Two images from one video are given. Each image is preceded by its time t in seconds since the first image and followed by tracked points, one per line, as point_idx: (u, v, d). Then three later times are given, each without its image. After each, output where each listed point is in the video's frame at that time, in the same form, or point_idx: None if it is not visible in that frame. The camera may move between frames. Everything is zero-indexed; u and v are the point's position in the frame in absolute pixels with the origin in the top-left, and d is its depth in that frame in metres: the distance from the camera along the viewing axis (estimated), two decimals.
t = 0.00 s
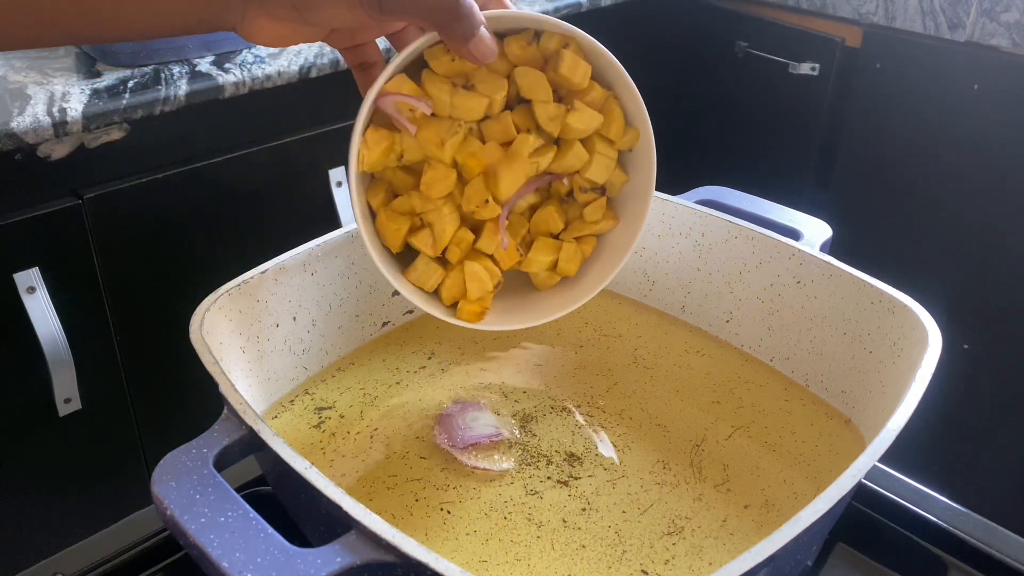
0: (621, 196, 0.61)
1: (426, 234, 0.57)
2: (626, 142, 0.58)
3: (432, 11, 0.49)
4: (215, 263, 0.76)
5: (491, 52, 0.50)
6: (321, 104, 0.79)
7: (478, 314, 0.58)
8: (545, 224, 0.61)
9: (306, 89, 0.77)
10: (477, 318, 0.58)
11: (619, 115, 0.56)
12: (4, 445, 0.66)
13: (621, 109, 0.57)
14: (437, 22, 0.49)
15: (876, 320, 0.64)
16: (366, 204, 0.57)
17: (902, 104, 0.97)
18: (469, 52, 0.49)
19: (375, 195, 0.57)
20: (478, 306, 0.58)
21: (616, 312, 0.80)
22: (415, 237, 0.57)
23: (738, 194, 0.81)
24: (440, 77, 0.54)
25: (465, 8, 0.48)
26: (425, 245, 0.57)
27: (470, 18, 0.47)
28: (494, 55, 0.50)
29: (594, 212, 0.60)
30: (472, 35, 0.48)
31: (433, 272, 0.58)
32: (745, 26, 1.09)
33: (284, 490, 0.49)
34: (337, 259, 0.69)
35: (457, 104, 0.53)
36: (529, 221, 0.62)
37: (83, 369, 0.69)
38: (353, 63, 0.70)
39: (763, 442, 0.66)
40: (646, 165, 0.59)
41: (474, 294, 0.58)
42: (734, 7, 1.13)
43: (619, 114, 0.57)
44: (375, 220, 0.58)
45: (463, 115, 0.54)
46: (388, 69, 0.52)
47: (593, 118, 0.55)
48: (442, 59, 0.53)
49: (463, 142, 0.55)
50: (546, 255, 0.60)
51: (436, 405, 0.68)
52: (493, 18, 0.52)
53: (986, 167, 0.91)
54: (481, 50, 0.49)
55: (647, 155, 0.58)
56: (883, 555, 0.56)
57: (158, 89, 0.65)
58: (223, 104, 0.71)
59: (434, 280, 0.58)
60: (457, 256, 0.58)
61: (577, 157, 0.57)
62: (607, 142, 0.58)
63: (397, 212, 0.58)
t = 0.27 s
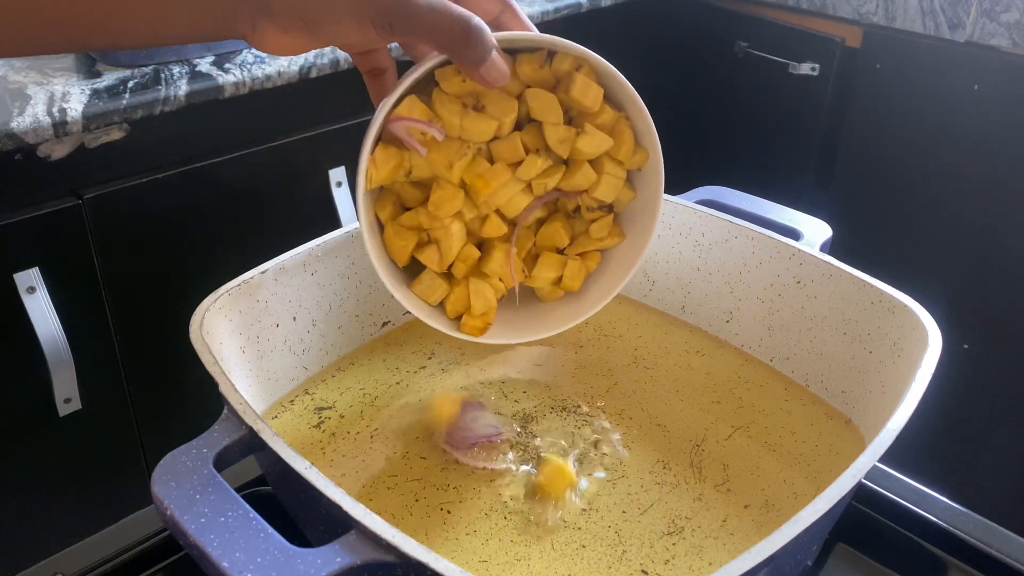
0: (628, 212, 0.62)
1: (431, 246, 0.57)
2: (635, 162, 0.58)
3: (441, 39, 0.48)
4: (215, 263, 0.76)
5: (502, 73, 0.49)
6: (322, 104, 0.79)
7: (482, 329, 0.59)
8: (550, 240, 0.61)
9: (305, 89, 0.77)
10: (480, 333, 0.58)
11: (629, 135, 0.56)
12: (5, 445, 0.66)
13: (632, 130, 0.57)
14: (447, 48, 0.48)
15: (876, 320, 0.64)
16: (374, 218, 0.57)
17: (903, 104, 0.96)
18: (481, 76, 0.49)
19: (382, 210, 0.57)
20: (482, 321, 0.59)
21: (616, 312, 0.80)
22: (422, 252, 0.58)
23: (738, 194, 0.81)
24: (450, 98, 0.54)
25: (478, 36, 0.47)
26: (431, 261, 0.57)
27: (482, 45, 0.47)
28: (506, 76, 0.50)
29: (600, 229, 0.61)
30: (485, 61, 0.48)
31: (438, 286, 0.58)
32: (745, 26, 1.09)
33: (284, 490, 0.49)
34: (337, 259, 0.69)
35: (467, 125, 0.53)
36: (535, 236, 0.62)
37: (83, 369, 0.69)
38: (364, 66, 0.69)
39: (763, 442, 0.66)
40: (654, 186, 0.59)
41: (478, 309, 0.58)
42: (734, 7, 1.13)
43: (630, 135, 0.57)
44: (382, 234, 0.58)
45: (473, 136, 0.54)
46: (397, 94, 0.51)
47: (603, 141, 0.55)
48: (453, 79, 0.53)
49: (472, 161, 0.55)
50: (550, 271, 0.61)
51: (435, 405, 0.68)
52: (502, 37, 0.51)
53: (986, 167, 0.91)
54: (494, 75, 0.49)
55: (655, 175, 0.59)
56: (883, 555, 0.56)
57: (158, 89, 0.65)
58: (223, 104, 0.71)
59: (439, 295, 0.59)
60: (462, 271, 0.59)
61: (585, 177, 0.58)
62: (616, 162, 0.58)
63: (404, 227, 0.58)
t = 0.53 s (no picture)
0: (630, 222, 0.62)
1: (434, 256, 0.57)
2: (641, 175, 0.58)
3: (445, 51, 0.47)
4: (215, 263, 0.76)
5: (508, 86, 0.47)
6: (322, 104, 0.79)
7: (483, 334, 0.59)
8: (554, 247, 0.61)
9: (306, 89, 0.77)
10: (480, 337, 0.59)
11: (636, 149, 0.57)
12: (5, 445, 0.66)
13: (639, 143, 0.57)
14: (451, 60, 0.47)
15: (876, 320, 0.64)
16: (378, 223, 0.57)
17: (903, 104, 0.96)
18: (486, 90, 0.48)
19: (387, 214, 0.57)
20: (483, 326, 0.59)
21: (616, 312, 0.80)
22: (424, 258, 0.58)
23: (738, 194, 0.81)
24: (456, 109, 0.54)
25: (482, 47, 0.46)
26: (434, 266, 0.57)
27: (488, 57, 0.46)
28: (512, 93, 0.48)
29: (603, 238, 0.61)
30: (490, 73, 0.46)
31: (439, 291, 0.58)
32: (745, 26, 1.09)
33: (284, 490, 0.49)
34: (337, 259, 0.69)
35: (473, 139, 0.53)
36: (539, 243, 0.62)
37: (83, 369, 0.69)
38: (372, 63, 0.69)
39: (763, 442, 0.66)
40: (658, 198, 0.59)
41: (478, 313, 0.58)
42: (734, 7, 1.13)
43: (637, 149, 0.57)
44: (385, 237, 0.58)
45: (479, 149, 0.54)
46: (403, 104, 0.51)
47: (610, 156, 0.56)
48: (459, 92, 0.52)
49: (477, 173, 0.55)
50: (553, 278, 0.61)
51: (435, 405, 0.68)
52: (505, 51, 0.50)
53: (986, 167, 0.91)
54: (500, 88, 0.47)
55: (660, 188, 0.59)
56: (883, 555, 0.56)
57: (158, 89, 0.65)
58: (223, 104, 0.71)
59: (440, 299, 0.59)
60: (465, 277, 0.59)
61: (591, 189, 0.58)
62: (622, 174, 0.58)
63: (408, 232, 0.57)
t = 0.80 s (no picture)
0: (631, 236, 0.62)
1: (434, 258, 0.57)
2: (642, 187, 0.58)
3: (446, 60, 0.47)
4: (215, 263, 0.76)
5: (510, 96, 0.48)
6: (322, 104, 0.79)
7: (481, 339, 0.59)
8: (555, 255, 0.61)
9: (306, 89, 0.77)
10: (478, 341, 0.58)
11: (639, 164, 0.57)
12: (5, 444, 0.66)
13: (642, 157, 0.57)
14: (452, 68, 0.47)
15: (876, 320, 0.64)
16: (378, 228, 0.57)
17: (903, 103, 0.96)
18: (488, 96, 0.48)
19: (387, 220, 0.57)
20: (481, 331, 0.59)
21: (617, 312, 0.80)
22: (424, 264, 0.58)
23: (737, 194, 0.81)
24: (456, 121, 0.54)
25: (483, 55, 0.47)
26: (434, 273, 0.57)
27: (489, 63, 0.46)
28: (513, 99, 0.49)
29: (603, 249, 0.61)
30: (491, 81, 0.47)
31: (438, 296, 0.58)
32: (745, 26, 1.09)
33: (284, 490, 0.49)
34: (337, 258, 0.69)
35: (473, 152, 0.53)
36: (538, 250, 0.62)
37: (83, 369, 0.69)
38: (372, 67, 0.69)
39: (763, 442, 0.66)
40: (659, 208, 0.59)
41: (477, 318, 0.58)
42: (734, 7, 1.13)
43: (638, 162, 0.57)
44: (386, 242, 0.58)
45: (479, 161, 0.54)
46: (406, 107, 0.50)
47: (612, 171, 0.56)
48: (459, 104, 0.52)
49: (477, 186, 0.56)
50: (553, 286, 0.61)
51: (435, 405, 0.68)
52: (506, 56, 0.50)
53: (986, 167, 0.91)
54: (501, 95, 0.48)
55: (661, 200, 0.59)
56: (884, 555, 0.56)
57: (158, 89, 0.65)
58: (223, 105, 0.71)
59: (439, 304, 0.58)
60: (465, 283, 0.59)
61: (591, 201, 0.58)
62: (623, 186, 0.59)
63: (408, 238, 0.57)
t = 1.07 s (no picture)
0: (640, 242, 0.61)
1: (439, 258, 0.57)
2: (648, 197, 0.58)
3: (445, 62, 0.47)
4: (216, 263, 0.76)
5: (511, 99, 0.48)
6: (323, 104, 0.79)
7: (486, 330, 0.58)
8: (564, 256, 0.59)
9: (306, 89, 0.77)
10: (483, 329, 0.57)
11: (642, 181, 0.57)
12: (5, 444, 0.66)
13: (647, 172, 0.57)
14: (450, 69, 0.47)
15: (876, 320, 0.64)
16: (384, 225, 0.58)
17: (903, 103, 0.96)
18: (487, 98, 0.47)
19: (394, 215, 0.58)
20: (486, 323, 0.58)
21: (618, 311, 0.80)
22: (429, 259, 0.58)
23: (737, 194, 0.81)
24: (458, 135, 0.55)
25: (483, 56, 0.46)
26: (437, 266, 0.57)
27: (489, 65, 0.46)
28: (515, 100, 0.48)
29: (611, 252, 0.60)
30: (491, 82, 0.46)
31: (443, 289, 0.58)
32: (745, 26, 1.09)
33: (284, 491, 0.49)
34: (337, 258, 0.69)
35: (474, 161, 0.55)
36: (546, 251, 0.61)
37: (83, 369, 0.69)
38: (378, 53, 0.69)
39: (763, 442, 0.66)
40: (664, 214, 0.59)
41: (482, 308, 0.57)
42: (734, 7, 1.13)
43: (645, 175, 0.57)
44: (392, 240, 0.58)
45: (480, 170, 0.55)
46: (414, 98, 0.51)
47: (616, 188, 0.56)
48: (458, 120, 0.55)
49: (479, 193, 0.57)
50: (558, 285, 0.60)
51: (435, 405, 0.68)
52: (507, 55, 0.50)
53: (986, 167, 0.91)
54: (503, 96, 0.47)
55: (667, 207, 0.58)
56: (884, 556, 0.56)
57: (158, 89, 0.65)
58: (223, 105, 0.71)
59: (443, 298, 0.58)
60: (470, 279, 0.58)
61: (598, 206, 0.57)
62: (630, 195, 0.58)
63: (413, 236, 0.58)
